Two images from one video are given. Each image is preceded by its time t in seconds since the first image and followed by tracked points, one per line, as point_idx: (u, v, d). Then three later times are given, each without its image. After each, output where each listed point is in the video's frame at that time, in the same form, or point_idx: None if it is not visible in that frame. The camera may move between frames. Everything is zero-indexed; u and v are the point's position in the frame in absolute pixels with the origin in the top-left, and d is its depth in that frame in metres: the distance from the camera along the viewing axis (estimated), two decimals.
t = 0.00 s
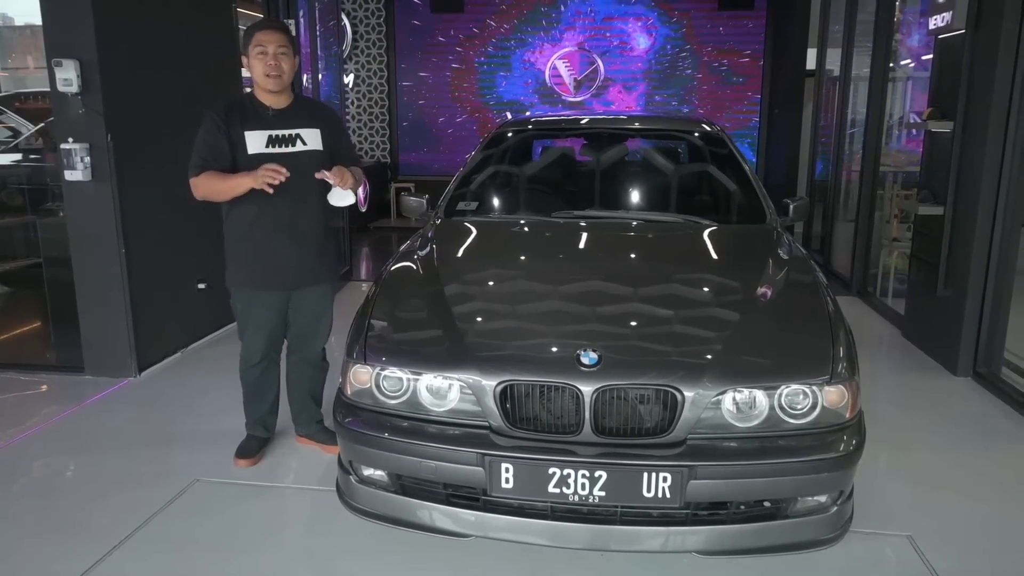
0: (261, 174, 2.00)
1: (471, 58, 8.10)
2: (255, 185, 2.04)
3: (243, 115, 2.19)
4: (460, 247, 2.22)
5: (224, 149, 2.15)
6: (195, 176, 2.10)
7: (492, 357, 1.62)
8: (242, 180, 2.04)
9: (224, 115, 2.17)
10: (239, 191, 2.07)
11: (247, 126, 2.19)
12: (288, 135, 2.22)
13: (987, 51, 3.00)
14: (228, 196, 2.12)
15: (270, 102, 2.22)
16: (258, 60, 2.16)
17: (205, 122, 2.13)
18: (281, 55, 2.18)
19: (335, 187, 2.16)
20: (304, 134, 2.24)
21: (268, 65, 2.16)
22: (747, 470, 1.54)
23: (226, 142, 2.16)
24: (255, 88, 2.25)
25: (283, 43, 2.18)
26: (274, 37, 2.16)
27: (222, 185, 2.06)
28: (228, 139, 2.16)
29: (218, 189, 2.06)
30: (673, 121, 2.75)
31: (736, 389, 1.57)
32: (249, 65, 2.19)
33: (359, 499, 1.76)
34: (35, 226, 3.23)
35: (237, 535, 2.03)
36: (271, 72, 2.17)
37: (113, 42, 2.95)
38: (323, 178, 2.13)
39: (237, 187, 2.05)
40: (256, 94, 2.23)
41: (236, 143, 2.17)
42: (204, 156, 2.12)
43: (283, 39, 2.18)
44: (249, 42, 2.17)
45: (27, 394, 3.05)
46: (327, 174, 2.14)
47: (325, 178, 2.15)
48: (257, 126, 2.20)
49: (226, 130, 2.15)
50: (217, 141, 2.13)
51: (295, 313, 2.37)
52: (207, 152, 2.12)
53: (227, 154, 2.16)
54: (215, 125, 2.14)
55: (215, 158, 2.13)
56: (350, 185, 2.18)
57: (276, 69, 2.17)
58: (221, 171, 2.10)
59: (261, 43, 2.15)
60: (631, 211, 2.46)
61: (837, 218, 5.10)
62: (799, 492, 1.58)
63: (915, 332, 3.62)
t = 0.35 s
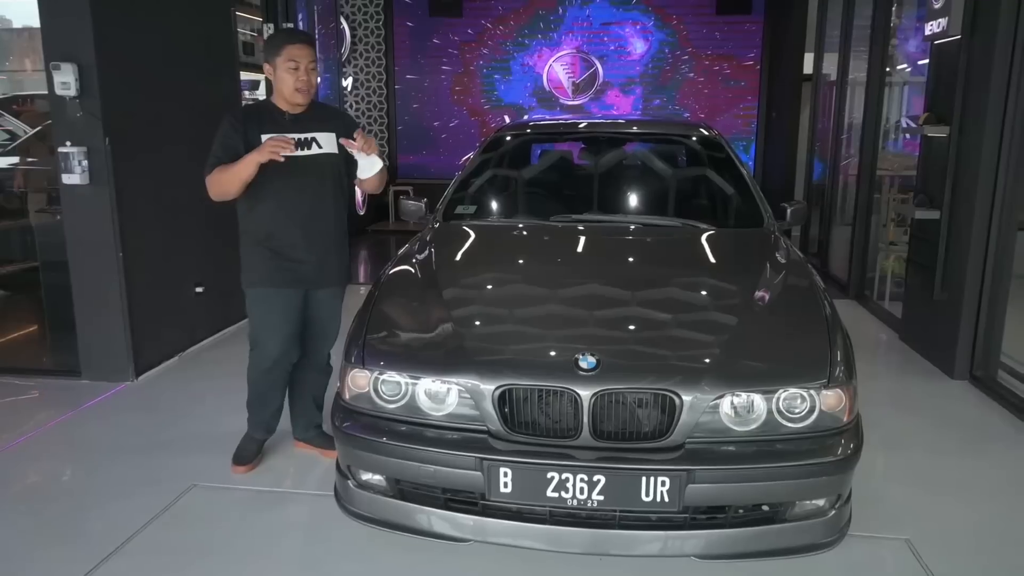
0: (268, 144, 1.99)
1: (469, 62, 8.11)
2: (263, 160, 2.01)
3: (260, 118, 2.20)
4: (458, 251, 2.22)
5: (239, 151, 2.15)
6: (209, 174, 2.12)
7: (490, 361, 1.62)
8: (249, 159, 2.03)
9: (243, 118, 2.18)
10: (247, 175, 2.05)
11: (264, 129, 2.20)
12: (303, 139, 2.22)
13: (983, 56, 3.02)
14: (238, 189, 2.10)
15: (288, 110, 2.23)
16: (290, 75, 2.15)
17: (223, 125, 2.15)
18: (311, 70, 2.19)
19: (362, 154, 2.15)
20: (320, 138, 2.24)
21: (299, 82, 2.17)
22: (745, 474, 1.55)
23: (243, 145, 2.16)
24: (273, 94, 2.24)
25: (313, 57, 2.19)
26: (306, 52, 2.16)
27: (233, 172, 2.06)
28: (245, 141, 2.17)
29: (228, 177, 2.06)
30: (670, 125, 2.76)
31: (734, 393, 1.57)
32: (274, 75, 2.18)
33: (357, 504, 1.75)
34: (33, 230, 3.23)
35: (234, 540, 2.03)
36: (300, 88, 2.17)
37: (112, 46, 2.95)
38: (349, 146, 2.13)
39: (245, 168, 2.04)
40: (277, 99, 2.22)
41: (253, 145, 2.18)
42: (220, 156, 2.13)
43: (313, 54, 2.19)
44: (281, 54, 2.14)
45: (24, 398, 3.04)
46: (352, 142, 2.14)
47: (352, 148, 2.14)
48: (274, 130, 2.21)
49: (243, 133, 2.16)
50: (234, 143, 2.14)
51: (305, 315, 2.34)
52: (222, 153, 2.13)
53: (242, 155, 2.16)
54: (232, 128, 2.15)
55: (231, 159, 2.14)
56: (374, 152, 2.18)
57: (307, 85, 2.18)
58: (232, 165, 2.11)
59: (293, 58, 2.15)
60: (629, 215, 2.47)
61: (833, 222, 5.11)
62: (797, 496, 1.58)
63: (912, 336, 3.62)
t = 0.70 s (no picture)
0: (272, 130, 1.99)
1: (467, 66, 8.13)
2: (268, 152, 1.99)
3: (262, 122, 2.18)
4: (456, 255, 2.23)
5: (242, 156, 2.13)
6: (212, 181, 2.09)
7: (487, 365, 1.63)
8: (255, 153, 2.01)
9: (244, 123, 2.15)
10: (251, 165, 2.01)
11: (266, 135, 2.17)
12: (304, 144, 2.19)
13: (978, 59, 3.03)
14: (241, 187, 2.05)
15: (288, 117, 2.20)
16: (292, 84, 2.12)
17: (224, 129, 2.12)
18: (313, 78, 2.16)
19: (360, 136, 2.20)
20: (323, 144, 2.21)
21: (301, 90, 2.13)
22: (741, 477, 1.55)
23: (245, 149, 2.13)
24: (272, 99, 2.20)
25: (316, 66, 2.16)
26: (309, 60, 2.13)
27: (238, 171, 2.03)
28: (247, 145, 2.13)
29: (234, 177, 2.03)
30: (668, 129, 2.77)
31: (730, 396, 1.57)
32: (276, 82, 2.14)
33: (355, 509, 1.75)
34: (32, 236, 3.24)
35: (231, 545, 2.03)
36: (303, 98, 2.15)
37: (109, 52, 2.96)
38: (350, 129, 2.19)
39: (252, 165, 2.01)
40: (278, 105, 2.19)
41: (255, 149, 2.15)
42: (221, 160, 2.10)
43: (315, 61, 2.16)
44: (285, 63, 2.11)
45: (23, 404, 3.04)
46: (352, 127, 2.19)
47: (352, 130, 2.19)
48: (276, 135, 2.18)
49: (245, 137, 2.13)
50: (236, 148, 2.12)
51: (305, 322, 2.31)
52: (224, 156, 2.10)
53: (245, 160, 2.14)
54: (234, 132, 2.12)
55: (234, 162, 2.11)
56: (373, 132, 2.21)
57: (308, 93, 2.15)
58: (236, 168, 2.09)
59: (295, 66, 2.11)
60: (627, 219, 2.47)
61: (832, 225, 5.12)
62: (793, 499, 1.58)
63: (910, 338, 3.63)
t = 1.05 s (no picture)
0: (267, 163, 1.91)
1: (469, 69, 8.14)
2: (262, 183, 1.92)
3: (243, 132, 2.11)
4: (456, 258, 2.24)
5: (224, 167, 2.05)
6: (195, 196, 2.00)
7: (483, 366, 1.63)
8: (247, 181, 1.93)
9: (223, 133, 2.08)
10: (243, 198, 1.95)
11: (247, 145, 2.10)
12: (287, 152, 2.16)
13: (977, 61, 3.03)
14: (231, 210, 2.00)
15: (267, 123, 2.15)
16: (273, 90, 2.07)
17: (203, 141, 2.04)
18: (293, 84, 2.11)
19: (349, 165, 2.12)
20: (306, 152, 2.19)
21: (283, 97, 2.09)
22: (735, 479, 1.55)
23: (227, 160, 2.06)
24: (250, 103, 2.15)
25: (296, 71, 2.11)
26: (289, 66, 2.08)
27: (227, 193, 1.95)
28: (229, 155, 2.06)
29: (222, 199, 1.96)
30: (667, 131, 2.77)
31: (724, 397, 1.58)
32: (255, 87, 2.08)
33: (352, 510, 1.76)
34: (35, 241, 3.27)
35: (231, 547, 2.04)
36: (284, 104, 2.10)
37: (111, 59, 2.99)
38: (335, 156, 2.11)
39: (242, 192, 1.94)
40: (257, 112, 2.14)
41: (237, 159, 2.08)
42: (203, 175, 2.02)
43: (295, 66, 2.11)
44: (264, 68, 2.05)
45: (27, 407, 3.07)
46: (339, 154, 2.11)
47: (339, 159, 2.12)
48: (258, 145, 2.12)
49: (227, 148, 2.06)
50: (218, 159, 2.04)
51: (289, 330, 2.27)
52: (206, 170, 2.02)
53: (227, 172, 2.06)
54: (213, 144, 2.04)
55: (215, 176, 2.03)
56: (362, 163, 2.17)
57: (289, 100, 2.10)
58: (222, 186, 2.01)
59: (276, 73, 2.06)
60: (625, 221, 2.48)
61: (833, 226, 5.12)
62: (788, 501, 1.58)
63: (911, 340, 3.62)
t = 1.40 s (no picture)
0: (237, 174, 1.92)
1: (474, 70, 8.16)
2: (229, 194, 1.93)
3: (213, 132, 2.10)
4: (459, 258, 2.26)
5: (189, 167, 2.04)
6: (158, 196, 1.99)
7: (483, 365, 1.65)
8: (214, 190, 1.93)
9: (192, 133, 2.06)
10: (210, 206, 1.96)
11: (217, 145, 2.09)
12: (260, 155, 2.15)
13: (981, 60, 3.02)
14: (195, 215, 2.01)
15: (242, 123, 2.14)
16: (243, 86, 2.06)
17: (169, 140, 2.02)
18: (265, 81, 2.10)
19: (321, 179, 2.14)
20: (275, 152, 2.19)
21: (254, 93, 2.07)
22: (734, 477, 1.56)
23: (194, 160, 2.05)
24: (224, 104, 2.14)
25: (268, 67, 2.10)
26: (259, 62, 2.08)
27: (193, 198, 1.95)
28: (196, 155, 2.05)
29: (185, 204, 1.95)
30: (670, 132, 2.78)
31: (723, 396, 1.59)
32: (226, 85, 2.08)
33: (355, 508, 1.78)
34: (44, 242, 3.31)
35: (234, 544, 2.06)
36: (256, 101, 2.08)
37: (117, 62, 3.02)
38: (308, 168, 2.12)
39: (208, 199, 1.94)
40: (230, 112, 2.13)
41: (204, 159, 2.06)
42: (168, 175, 2.01)
43: (267, 63, 2.10)
44: (235, 64, 2.05)
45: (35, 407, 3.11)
46: (311, 167, 2.13)
47: (311, 172, 2.13)
48: (229, 145, 2.11)
49: (195, 148, 2.05)
50: (184, 159, 2.03)
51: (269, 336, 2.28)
52: (172, 171, 2.01)
53: (194, 172, 2.05)
54: (181, 143, 2.03)
55: (180, 177, 2.02)
56: (334, 178, 2.18)
57: (260, 97, 2.09)
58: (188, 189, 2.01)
59: (245, 68, 2.05)
60: (628, 221, 2.49)
61: (839, 226, 5.11)
62: (787, 499, 1.59)
63: (915, 340, 3.62)
